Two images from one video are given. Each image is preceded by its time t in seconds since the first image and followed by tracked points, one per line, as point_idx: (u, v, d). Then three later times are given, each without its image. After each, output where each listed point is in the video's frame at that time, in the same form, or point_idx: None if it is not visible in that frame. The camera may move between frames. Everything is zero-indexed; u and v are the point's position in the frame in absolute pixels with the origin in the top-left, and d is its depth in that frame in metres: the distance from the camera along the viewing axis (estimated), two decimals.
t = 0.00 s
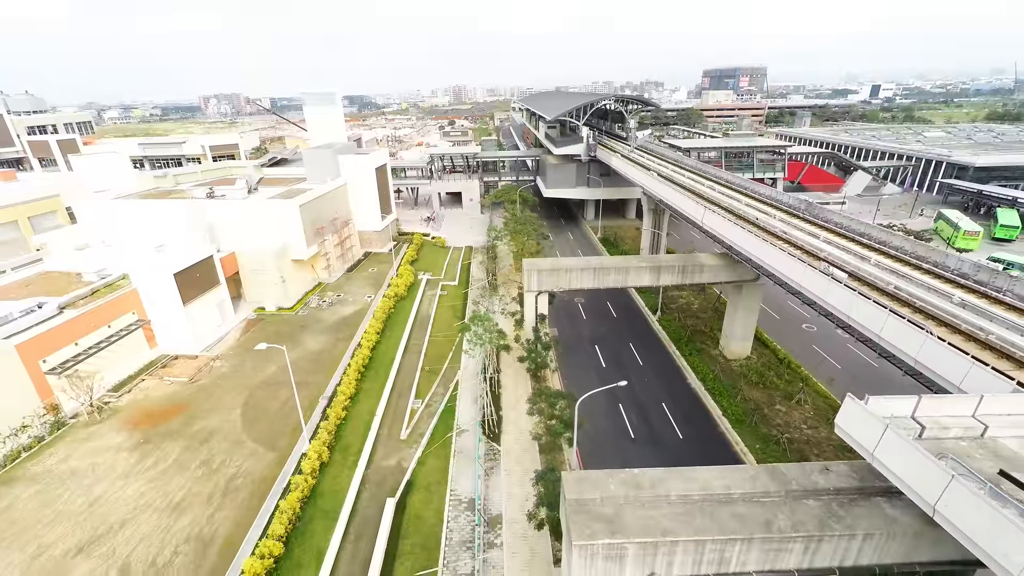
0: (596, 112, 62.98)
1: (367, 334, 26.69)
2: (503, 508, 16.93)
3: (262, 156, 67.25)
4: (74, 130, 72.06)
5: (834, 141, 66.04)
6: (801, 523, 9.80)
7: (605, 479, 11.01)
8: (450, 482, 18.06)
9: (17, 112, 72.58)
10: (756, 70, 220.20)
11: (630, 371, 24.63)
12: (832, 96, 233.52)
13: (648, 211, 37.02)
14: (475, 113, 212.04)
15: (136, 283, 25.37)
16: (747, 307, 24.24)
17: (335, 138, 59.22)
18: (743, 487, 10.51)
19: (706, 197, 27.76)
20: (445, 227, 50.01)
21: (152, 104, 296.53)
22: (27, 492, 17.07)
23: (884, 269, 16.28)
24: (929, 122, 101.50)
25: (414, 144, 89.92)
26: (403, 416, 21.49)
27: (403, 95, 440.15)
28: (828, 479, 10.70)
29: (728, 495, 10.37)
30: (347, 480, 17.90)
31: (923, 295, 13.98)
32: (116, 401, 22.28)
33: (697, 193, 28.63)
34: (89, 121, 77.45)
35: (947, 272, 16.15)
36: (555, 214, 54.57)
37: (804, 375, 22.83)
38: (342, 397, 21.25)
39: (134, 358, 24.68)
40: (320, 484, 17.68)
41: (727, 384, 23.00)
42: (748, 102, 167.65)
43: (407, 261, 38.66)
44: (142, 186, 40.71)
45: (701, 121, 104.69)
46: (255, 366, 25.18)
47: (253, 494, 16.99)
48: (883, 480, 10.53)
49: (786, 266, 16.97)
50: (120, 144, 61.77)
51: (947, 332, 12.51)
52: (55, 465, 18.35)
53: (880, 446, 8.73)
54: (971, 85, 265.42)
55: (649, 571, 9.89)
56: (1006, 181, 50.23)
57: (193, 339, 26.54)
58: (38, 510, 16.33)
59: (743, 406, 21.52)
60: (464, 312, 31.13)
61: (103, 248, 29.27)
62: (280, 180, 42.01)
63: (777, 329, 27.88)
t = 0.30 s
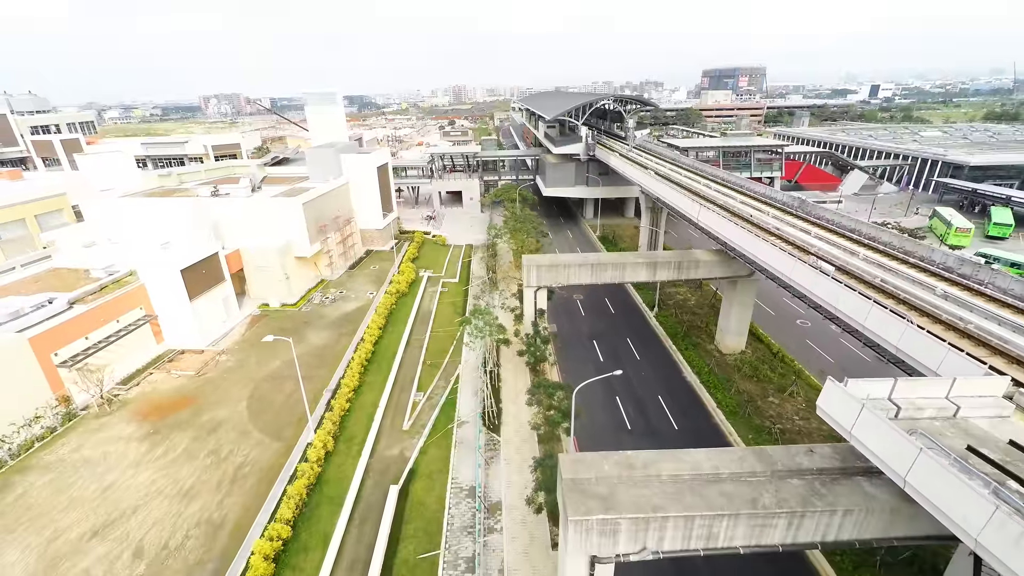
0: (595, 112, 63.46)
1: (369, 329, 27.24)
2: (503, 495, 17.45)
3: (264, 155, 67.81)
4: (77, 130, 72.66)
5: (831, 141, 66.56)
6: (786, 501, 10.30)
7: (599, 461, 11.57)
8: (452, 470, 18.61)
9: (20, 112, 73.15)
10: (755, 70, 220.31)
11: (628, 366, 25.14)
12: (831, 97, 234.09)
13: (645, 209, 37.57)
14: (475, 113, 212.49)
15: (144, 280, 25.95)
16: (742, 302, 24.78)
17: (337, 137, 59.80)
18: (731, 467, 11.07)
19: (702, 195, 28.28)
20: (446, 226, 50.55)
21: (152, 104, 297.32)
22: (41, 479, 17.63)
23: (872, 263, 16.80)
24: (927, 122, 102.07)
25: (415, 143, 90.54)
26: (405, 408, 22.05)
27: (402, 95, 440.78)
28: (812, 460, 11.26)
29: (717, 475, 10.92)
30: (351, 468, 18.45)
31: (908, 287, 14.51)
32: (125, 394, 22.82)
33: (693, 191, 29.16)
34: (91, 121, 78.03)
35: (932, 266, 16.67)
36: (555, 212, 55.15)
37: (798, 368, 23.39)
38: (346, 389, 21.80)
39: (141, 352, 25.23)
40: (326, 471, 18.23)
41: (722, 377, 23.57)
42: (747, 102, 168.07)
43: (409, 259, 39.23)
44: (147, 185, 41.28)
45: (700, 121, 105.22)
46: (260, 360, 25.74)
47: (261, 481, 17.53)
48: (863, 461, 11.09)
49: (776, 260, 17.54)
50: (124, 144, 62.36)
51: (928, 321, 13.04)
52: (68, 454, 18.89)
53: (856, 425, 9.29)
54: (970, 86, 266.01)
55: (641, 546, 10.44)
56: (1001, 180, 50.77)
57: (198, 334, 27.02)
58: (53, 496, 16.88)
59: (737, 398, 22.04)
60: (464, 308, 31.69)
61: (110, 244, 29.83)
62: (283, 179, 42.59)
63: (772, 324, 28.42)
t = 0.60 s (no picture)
0: (594, 111, 63.91)
1: (372, 325, 27.76)
2: (503, 483, 17.99)
3: (265, 155, 68.25)
4: (79, 130, 73.05)
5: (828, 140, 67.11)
6: (772, 480, 10.84)
7: (595, 444, 12.12)
8: (453, 460, 19.14)
9: (23, 112, 73.62)
10: (755, 70, 220.61)
11: (625, 360, 25.70)
12: (830, 97, 234.81)
13: (643, 207, 38.13)
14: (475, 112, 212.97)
15: (150, 276, 26.46)
16: (737, 298, 25.31)
17: (338, 137, 60.32)
18: (721, 450, 11.62)
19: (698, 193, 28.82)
20: (446, 224, 51.09)
21: (151, 104, 297.43)
22: (55, 467, 18.19)
23: (861, 258, 17.35)
24: (925, 121, 102.66)
25: (415, 143, 90.98)
26: (408, 401, 22.59)
27: (402, 95, 440.98)
28: (798, 443, 11.81)
29: (707, 457, 11.47)
30: (355, 457, 19.00)
31: (893, 280, 15.05)
32: (134, 387, 23.36)
33: (689, 190, 29.70)
34: (93, 120, 78.39)
35: (919, 261, 17.21)
36: (554, 211, 55.67)
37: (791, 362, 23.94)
38: (350, 382, 22.34)
39: (148, 347, 25.77)
40: (331, 460, 18.78)
41: (717, 370, 24.13)
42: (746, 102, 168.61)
43: (410, 257, 39.78)
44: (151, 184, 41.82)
45: (699, 121, 105.70)
46: (265, 355, 26.28)
47: (268, 470, 18.08)
48: (846, 444, 11.64)
49: (768, 255, 18.09)
50: (126, 144, 62.79)
51: (911, 312, 13.57)
52: (80, 444, 19.45)
53: (837, 406, 9.84)
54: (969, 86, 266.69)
55: (634, 524, 11.00)
56: (996, 179, 51.31)
57: (204, 329, 27.59)
58: (67, 484, 17.43)
59: (731, 390, 22.59)
60: (465, 305, 32.23)
61: (116, 241, 30.35)
62: (286, 177, 43.16)
63: (767, 320, 28.94)
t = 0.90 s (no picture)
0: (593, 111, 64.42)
1: (374, 320, 28.30)
2: (502, 471, 18.51)
3: (267, 155, 68.79)
4: (82, 130, 73.60)
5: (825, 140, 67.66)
6: (759, 461, 11.37)
7: (591, 429, 12.70)
8: (454, 449, 19.67)
9: (26, 112, 74.13)
10: (755, 70, 221.17)
11: (623, 354, 26.23)
12: (829, 96, 235.45)
13: (641, 205, 38.69)
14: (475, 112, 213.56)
15: (157, 273, 26.99)
16: (732, 294, 25.84)
17: (339, 137, 60.87)
18: (711, 434, 12.15)
19: (695, 191, 29.31)
20: (447, 223, 51.61)
21: (151, 104, 297.81)
22: (67, 457, 18.75)
23: (850, 252, 17.86)
24: (923, 121, 103.23)
25: (415, 143, 91.52)
26: (410, 393, 23.14)
27: (401, 95, 441.11)
28: (784, 428, 12.36)
29: (698, 440, 12.00)
30: (359, 447, 19.56)
31: (880, 274, 15.57)
32: (142, 380, 23.90)
33: (686, 188, 30.21)
34: (96, 121, 78.89)
35: (906, 255, 17.73)
36: (553, 210, 56.23)
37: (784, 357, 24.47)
38: (353, 375, 22.90)
39: (155, 342, 26.31)
40: (335, 450, 19.33)
41: (712, 364, 24.66)
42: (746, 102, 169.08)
43: (411, 254, 40.31)
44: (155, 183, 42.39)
45: (697, 121, 106.28)
46: (269, 350, 26.81)
47: (274, 459, 18.62)
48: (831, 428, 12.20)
49: (759, 250, 18.63)
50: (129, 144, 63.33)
51: (895, 304, 14.09)
52: (91, 434, 20.01)
53: (818, 388, 10.40)
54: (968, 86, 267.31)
55: (628, 503, 11.54)
56: (990, 178, 51.82)
57: (209, 325, 28.11)
58: (80, 472, 17.97)
59: (725, 383, 23.11)
60: (465, 301, 32.78)
61: (121, 239, 30.85)
62: (289, 176, 43.73)
63: (763, 316, 29.43)
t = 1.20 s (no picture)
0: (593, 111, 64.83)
1: (376, 316, 28.79)
2: (502, 462, 18.97)
3: (268, 154, 69.26)
4: (85, 130, 74.15)
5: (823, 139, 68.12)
6: (749, 447, 11.83)
7: (588, 417, 13.19)
8: (455, 441, 20.14)
9: (28, 112, 74.56)
10: (755, 70, 221.53)
11: (620, 350, 26.71)
12: (828, 97, 236.13)
13: (640, 204, 39.20)
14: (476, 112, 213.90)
15: (163, 270, 27.44)
16: (728, 290, 26.31)
17: (340, 137, 61.39)
18: (704, 422, 12.64)
19: (692, 190, 29.77)
20: (448, 222, 52.11)
21: (152, 104, 298.18)
22: (78, 448, 19.26)
23: (841, 249, 18.32)
24: (921, 121, 103.81)
25: (415, 142, 91.99)
26: (412, 387, 23.63)
27: (401, 95, 441.81)
28: (774, 416, 12.85)
29: (691, 428, 12.47)
30: (363, 439, 20.04)
31: (869, 269, 16.03)
32: (149, 374, 24.39)
33: (683, 186, 30.67)
34: (98, 121, 79.42)
35: (895, 251, 18.18)
36: (553, 209, 56.79)
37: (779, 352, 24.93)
38: (356, 369, 23.39)
39: (161, 337, 26.78)
40: (339, 441, 19.81)
41: (708, 359, 25.11)
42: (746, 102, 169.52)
43: (412, 252, 40.81)
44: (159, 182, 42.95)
45: (696, 121, 106.79)
46: (273, 345, 27.28)
47: (280, 450, 19.10)
48: (819, 416, 12.67)
49: (753, 246, 19.11)
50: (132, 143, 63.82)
51: (883, 297, 14.55)
52: (101, 426, 20.52)
53: (804, 375, 10.91)
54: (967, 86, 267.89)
55: (623, 487, 12.02)
56: (986, 177, 52.34)
57: (214, 320, 28.58)
58: (90, 463, 18.46)
59: (721, 377, 23.56)
60: (466, 298, 33.27)
61: (127, 237, 31.33)
62: (291, 175, 44.22)
63: (759, 313, 29.88)
